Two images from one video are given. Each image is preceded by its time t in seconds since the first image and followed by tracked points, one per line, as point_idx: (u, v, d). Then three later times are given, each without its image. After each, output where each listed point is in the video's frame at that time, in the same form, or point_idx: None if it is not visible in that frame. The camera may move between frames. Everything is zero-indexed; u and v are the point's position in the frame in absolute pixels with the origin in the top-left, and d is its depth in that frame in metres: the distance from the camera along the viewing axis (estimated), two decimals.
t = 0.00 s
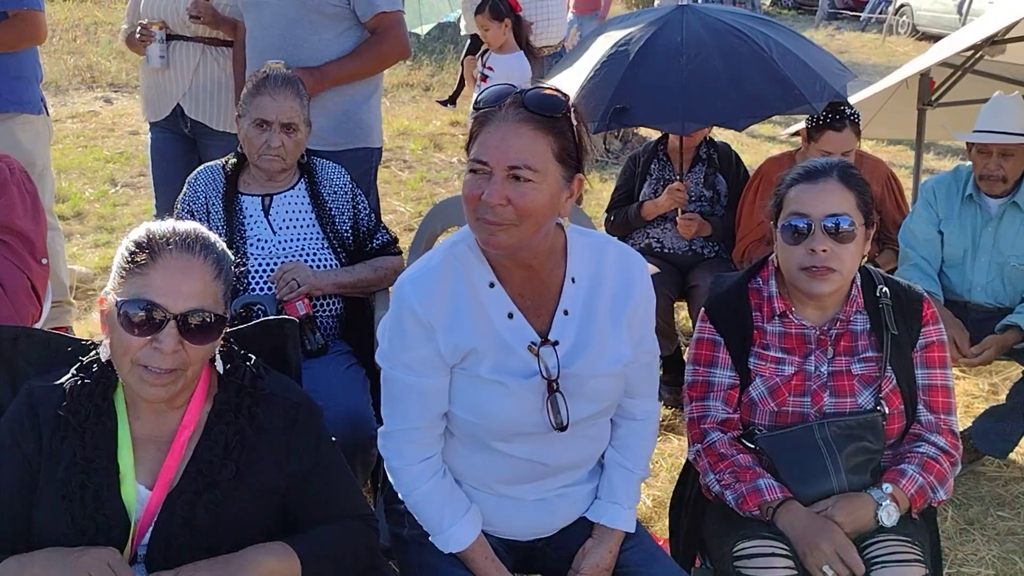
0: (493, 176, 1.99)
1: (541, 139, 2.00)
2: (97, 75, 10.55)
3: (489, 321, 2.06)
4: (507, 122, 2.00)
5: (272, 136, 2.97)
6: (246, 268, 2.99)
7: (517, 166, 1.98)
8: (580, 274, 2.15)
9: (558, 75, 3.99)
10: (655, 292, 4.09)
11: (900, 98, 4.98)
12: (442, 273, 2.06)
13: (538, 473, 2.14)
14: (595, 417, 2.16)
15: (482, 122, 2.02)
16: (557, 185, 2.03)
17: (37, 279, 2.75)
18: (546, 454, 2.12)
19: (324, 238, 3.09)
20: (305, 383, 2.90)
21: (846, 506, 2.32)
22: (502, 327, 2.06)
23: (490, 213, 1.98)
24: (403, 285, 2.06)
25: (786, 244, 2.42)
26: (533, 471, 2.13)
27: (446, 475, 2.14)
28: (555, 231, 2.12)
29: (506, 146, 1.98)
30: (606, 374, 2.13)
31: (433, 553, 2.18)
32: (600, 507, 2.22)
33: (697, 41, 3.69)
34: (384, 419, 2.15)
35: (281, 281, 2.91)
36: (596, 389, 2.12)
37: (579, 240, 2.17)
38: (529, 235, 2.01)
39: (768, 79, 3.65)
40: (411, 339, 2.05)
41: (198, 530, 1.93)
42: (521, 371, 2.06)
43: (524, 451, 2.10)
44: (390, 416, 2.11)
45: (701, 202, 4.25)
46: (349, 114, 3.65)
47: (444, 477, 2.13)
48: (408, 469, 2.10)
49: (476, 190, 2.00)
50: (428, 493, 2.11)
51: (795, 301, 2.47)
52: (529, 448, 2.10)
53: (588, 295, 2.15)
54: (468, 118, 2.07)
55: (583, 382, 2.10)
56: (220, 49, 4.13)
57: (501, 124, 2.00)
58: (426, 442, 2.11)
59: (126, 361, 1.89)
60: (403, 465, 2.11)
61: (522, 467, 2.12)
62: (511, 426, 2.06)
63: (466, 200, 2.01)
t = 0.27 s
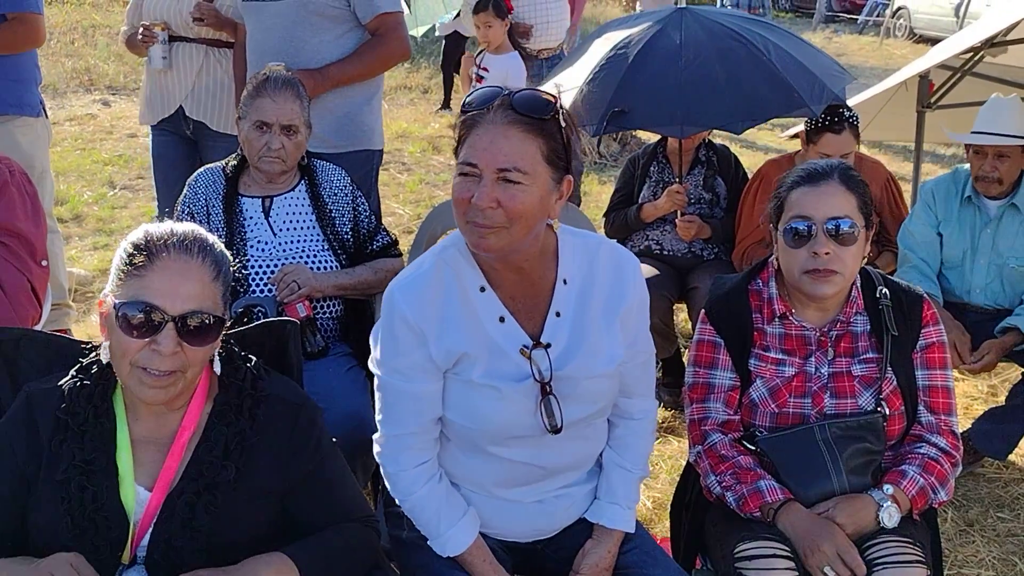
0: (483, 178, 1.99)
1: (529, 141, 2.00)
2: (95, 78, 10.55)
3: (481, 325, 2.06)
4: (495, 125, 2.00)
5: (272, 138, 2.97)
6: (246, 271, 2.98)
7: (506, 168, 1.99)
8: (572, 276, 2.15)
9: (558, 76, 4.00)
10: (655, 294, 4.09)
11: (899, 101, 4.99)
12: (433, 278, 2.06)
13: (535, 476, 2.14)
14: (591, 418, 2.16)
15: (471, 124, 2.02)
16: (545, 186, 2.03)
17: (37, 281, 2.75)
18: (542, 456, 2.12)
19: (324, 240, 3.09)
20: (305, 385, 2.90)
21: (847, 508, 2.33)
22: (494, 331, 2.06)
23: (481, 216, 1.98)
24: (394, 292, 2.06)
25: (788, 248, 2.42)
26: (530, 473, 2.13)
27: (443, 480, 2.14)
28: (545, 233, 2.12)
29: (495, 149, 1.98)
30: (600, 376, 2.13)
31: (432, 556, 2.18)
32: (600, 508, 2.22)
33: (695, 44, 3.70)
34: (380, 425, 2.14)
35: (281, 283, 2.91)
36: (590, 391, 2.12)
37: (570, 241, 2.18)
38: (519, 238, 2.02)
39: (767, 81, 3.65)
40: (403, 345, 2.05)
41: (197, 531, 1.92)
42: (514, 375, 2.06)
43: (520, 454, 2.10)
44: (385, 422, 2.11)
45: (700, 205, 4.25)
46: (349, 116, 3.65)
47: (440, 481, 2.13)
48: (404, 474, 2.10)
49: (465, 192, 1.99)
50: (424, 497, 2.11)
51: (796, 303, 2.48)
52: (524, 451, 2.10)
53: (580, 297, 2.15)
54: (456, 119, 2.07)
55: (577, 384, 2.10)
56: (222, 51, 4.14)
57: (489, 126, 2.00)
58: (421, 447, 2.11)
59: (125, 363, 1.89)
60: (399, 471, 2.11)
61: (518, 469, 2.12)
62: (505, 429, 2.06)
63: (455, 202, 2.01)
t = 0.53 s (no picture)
0: (479, 178, 1.99)
1: (525, 142, 2.00)
2: (93, 81, 10.55)
3: (470, 329, 2.06)
4: (491, 126, 1.99)
5: (269, 141, 2.97)
6: (243, 274, 2.98)
7: (502, 168, 1.98)
8: (562, 279, 2.15)
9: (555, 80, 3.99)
10: (652, 297, 4.09)
11: (896, 103, 4.99)
12: (421, 283, 2.07)
13: (526, 479, 2.14)
14: (582, 421, 2.16)
15: (467, 125, 2.01)
16: (540, 188, 2.03)
17: (33, 284, 2.75)
18: (534, 460, 2.12)
19: (321, 243, 3.08)
20: (302, 388, 2.90)
21: (844, 510, 2.33)
22: (483, 335, 2.06)
23: (475, 216, 1.98)
24: (382, 297, 2.06)
25: (785, 250, 2.42)
26: (521, 477, 2.13)
27: (434, 484, 2.14)
28: (535, 235, 2.12)
29: (491, 150, 1.98)
30: (590, 379, 2.12)
31: (426, 560, 2.17)
32: (595, 511, 2.22)
33: (692, 47, 3.70)
34: (371, 430, 2.15)
35: (279, 286, 2.89)
36: (581, 394, 2.12)
37: (560, 244, 2.18)
38: (512, 239, 2.02)
39: (764, 84, 3.65)
40: (392, 349, 2.05)
41: (192, 533, 1.91)
42: (504, 379, 2.05)
43: (510, 458, 2.10)
44: (376, 426, 2.12)
45: (697, 208, 4.25)
46: (346, 118, 3.65)
47: (431, 485, 2.13)
48: (395, 479, 2.11)
49: (460, 193, 1.98)
50: (415, 502, 2.10)
51: (792, 305, 2.47)
52: (515, 455, 2.10)
53: (570, 300, 2.15)
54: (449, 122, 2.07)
55: (567, 388, 2.09)
56: (222, 53, 4.13)
57: (484, 126, 2.00)
58: (412, 451, 2.11)
59: (122, 367, 1.89)
60: (390, 476, 2.11)
61: (509, 473, 2.12)
62: (494, 433, 2.06)
63: (448, 204, 2.00)
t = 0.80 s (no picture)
0: (484, 178, 1.98)
1: (533, 146, 2.01)
2: (91, 83, 10.55)
3: (467, 331, 2.06)
4: (497, 127, 1.99)
5: (266, 143, 2.96)
6: (240, 276, 2.98)
7: (508, 168, 1.98)
8: (559, 281, 2.14)
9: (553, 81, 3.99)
10: (650, 299, 4.09)
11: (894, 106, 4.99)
12: (418, 285, 2.06)
13: (524, 482, 2.13)
14: (580, 422, 2.16)
15: (473, 124, 2.01)
16: (543, 189, 2.03)
17: (30, 287, 2.74)
18: (531, 462, 2.12)
19: (318, 245, 3.08)
20: (300, 391, 2.89)
21: (842, 513, 2.33)
22: (480, 337, 2.06)
23: (479, 216, 1.97)
24: (380, 299, 2.06)
25: (784, 254, 2.41)
26: (519, 479, 2.12)
27: (432, 487, 2.14)
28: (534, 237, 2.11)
29: (498, 150, 1.98)
30: (588, 381, 2.12)
31: (423, 562, 2.17)
32: (592, 514, 2.21)
33: (690, 49, 3.70)
34: (369, 432, 2.15)
35: (276, 289, 2.89)
36: (578, 396, 2.11)
37: (557, 246, 2.17)
38: (515, 240, 2.01)
39: (761, 86, 3.65)
40: (389, 352, 2.05)
41: (188, 536, 1.91)
42: (501, 381, 2.05)
43: (509, 460, 2.10)
44: (373, 429, 2.12)
45: (695, 210, 4.24)
46: (344, 121, 3.64)
47: (429, 488, 2.13)
48: (392, 481, 2.10)
49: (466, 192, 1.98)
50: (412, 504, 2.10)
51: (790, 308, 2.46)
52: (513, 457, 2.10)
53: (567, 303, 2.14)
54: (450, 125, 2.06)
55: (565, 390, 2.09)
56: (220, 55, 4.12)
57: (490, 127, 2.00)
58: (409, 454, 2.11)
59: (117, 366, 1.88)
60: (387, 479, 2.11)
61: (506, 476, 2.11)
62: (491, 435, 2.06)
63: (453, 204, 1.99)
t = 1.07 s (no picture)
0: (500, 178, 1.98)
1: (548, 150, 2.01)
2: (89, 86, 10.55)
3: (474, 333, 2.06)
4: (513, 128, 2.00)
5: (265, 146, 2.96)
6: (239, 279, 2.98)
7: (524, 169, 1.98)
8: (566, 284, 2.14)
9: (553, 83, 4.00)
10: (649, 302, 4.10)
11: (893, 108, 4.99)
12: (426, 286, 2.06)
13: (527, 484, 2.13)
14: (584, 426, 2.16)
15: (489, 124, 2.01)
16: (556, 192, 2.04)
17: (29, 290, 2.74)
18: (534, 465, 2.12)
19: (318, 248, 3.08)
20: (299, 394, 2.89)
21: (842, 516, 2.32)
22: (486, 339, 2.06)
23: (493, 215, 1.97)
24: (387, 299, 2.06)
25: (783, 256, 2.42)
26: (522, 481, 2.12)
27: (434, 488, 2.14)
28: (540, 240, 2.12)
29: (515, 150, 1.98)
30: (592, 385, 2.12)
31: (424, 565, 2.16)
32: (593, 517, 2.21)
33: (689, 52, 3.70)
34: (373, 432, 2.15)
35: (275, 292, 2.90)
36: (582, 400, 2.11)
37: (565, 250, 2.17)
38: (529, 241, 2.01)
39: (760, 88, 3.65)
40: (396, 352, 2.05)
41: (186, 540, 1.90)
42: (507, 383, 2.05)
43: (512, 462, 2.09)
44: (378, 429, 2.12)
45: (694, 212, 4.25)
46: (343, 124, 3.65)
47: (432, 489, 2.13)
48: (396, 482, 2.10)
49: (481, 192, 1.98)
50: (415, 505, 2.10)
51: (790, 311, 2.47)
52: (516, 460, 2.09)
53: (574, 306, 2.14)
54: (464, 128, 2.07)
55: (569, 393, 2.09)
56: (212, 57, 4.13)
57: (507, 128, 2.00)
58: (413, 454, 2.11)
59: (113, 369, 1.88)
60: (391, 478, 2.11)
61: (510, 478, 2.11)
62: (496, 437, 2.06)
63: (466, 204, 1.99)
